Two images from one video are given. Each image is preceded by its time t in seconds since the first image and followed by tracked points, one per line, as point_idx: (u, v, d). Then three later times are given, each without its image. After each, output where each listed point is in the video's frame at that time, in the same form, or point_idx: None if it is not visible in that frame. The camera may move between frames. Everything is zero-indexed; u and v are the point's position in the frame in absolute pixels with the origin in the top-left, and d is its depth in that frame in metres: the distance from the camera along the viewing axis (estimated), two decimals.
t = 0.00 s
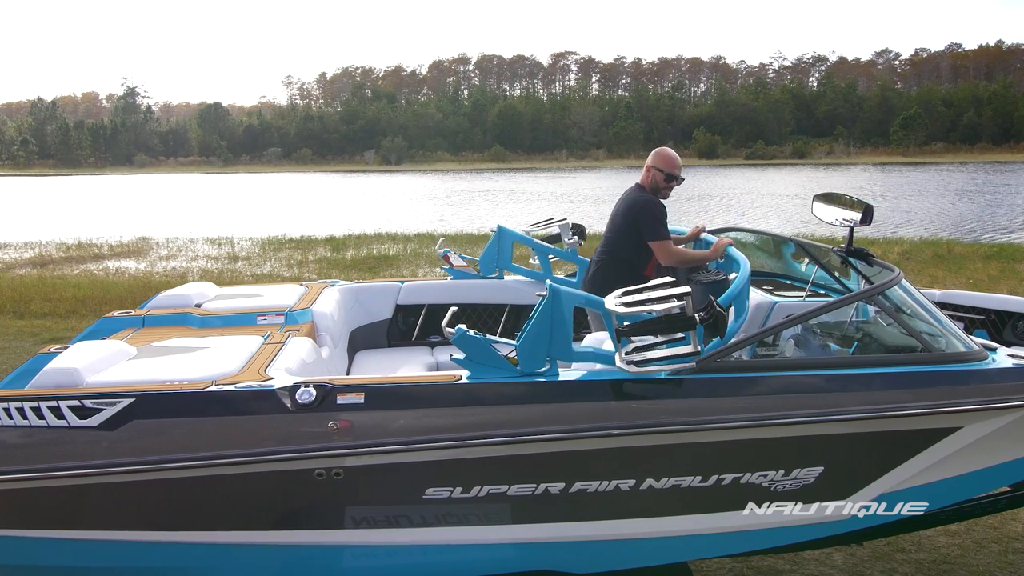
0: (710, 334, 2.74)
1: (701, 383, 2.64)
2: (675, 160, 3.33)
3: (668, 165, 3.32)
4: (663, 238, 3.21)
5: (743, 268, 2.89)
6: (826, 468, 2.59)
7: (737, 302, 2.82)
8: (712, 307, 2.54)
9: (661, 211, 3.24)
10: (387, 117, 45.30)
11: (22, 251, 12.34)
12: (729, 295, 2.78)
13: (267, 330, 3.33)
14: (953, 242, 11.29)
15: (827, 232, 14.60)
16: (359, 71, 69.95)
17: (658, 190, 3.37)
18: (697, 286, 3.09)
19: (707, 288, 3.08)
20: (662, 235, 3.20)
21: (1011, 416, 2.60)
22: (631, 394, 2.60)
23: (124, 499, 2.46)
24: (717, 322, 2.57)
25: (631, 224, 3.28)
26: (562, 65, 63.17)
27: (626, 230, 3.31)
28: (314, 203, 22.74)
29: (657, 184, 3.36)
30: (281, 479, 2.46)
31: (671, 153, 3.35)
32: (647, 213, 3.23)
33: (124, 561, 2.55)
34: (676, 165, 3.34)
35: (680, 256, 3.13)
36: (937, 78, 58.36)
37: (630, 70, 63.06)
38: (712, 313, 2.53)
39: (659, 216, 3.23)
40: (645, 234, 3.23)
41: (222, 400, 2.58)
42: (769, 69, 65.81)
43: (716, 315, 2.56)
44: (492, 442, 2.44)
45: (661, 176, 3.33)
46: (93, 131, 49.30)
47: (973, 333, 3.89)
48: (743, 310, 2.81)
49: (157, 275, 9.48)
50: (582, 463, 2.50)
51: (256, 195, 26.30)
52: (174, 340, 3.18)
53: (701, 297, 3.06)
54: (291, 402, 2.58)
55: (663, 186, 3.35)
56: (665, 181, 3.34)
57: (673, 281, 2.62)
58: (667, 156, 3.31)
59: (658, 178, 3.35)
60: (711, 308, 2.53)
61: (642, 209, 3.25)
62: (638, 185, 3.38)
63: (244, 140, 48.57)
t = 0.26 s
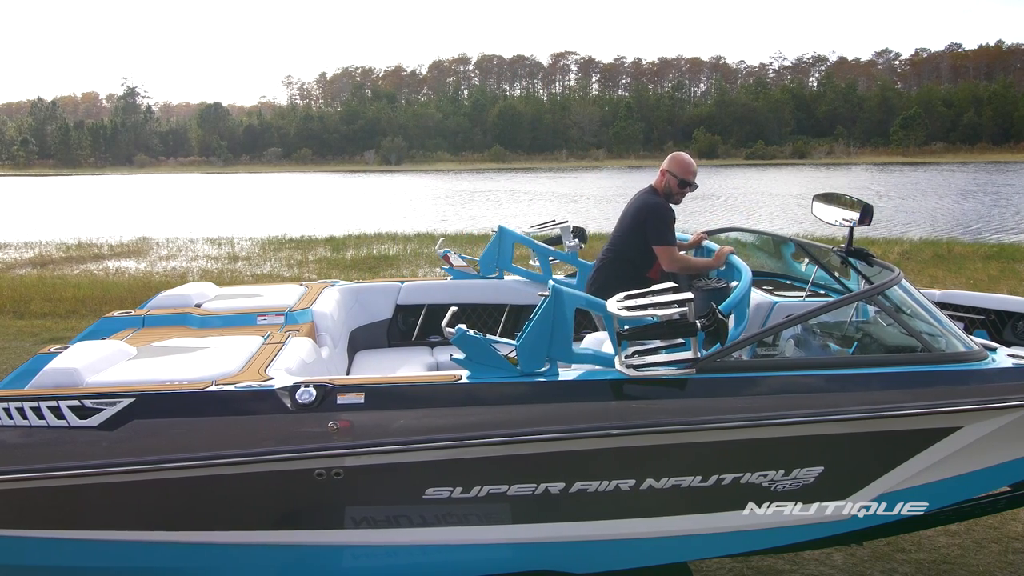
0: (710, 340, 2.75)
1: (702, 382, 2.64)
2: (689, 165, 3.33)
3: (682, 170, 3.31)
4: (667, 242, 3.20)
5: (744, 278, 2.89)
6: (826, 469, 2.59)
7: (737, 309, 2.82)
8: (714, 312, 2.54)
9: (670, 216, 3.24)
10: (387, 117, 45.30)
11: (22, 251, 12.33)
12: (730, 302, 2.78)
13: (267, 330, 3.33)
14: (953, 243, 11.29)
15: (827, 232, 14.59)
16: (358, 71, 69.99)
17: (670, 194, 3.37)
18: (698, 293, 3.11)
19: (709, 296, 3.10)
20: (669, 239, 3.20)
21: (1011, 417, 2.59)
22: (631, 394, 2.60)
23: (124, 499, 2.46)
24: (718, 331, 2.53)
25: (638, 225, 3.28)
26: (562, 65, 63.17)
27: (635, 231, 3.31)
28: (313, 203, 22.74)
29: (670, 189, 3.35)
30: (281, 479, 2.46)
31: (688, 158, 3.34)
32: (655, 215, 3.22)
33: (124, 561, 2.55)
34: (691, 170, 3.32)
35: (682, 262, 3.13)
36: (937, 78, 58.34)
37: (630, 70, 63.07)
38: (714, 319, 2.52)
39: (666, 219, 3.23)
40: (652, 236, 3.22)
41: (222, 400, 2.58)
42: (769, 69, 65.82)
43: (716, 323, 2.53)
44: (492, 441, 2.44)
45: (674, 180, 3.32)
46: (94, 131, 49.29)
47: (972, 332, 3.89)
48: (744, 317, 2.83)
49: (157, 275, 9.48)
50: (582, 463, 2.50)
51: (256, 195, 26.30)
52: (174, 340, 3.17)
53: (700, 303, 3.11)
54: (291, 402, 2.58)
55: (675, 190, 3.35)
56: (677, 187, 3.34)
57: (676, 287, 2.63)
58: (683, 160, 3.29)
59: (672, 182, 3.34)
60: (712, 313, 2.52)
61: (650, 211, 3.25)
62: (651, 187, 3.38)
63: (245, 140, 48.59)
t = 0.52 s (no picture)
0: (711, 339, 2.74)
1: (702, 382, 2.64)
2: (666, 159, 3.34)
3: (658, 164, 3.32)
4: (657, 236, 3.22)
5: (743, 274, 2.89)
6: (826, 468, 2.59)
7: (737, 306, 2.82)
8: (714, 310, 2.54)
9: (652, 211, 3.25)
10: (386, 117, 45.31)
11: (22, 251, 12.33)
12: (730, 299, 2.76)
13: (268, 330, 3.33)
14: (953, 243, 11.29)
15: (827, 232, 14.62)
16: (358, 71, 70.06)
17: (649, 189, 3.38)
18: (697, 291, 3.04)
19: (709, 294, 3.03)
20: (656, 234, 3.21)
21: (1011, 416, 2.60)
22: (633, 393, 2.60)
23: (123, 499, 2.46)
24: (718, 328, 2.54)
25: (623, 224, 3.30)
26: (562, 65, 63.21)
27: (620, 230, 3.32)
28: (313, 203, 22.73)
29: (648, 183, 3.36)
30: (281, 479, 2.46)
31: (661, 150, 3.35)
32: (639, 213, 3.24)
33: (125, 561, 2.55)
34: (667, 162, 3.33)
35: (677, 255, 3.15)
36: (937, 78, 58.33)
37: (630, 70, 63.24)
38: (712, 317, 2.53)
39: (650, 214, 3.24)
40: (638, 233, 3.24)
41: (222, 400, 2.58)
42: (769, 69, 65.83)
43: (716, 319, 2.53)
44: (492, 442, 2.44)
45: (650, 175, 3.34)
46: (93, 131, 49.27)
47: (973, 332, 3.89)
48: (744, 315, 2.83)
49: (157, 275, 9.48)
50: (583, 462, 2.50)
51: (256, 195, 26.30)
52: (174, 340, 3.17)
53: (702, 300, 3.02)
54: (292, 402, 2.58)
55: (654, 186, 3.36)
56: (653, 181, 3.35)
57: (675, 286, 2.63)
58: (657, 152, 3.31)
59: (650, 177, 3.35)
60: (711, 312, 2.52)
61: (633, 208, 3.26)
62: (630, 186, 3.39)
63: (244, 140, 48.61)
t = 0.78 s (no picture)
0: (711, 338, 2.74)
1: (702, 383, 2.64)
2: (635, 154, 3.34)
3: (624, 161, 3.31)
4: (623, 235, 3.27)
5: (743, 273, 2.89)
6: (825, 468, 2.59)
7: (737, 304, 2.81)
8: (713, 310, 2.54)
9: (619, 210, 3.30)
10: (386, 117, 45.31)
11: (22, 251, 12.33)
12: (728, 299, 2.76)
13: (267, 330, 3.33)
14: (953, 243, 11.29)
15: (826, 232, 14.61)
16: (358, 71, 70.09)
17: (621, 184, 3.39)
18: (696, 291, 2.89)
19: (708, 293, 2.88)
20: (623, 232, 3.27)
21: (1011, 416, 2.59)
22: (632, 393, 2.60)
23: (123, 498, 2.46)
24: (718, 328, 2.54)
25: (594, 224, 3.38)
26: (562, 65, 63.21)
27: (593, 230, 3.40)
28: (313, 203, 22.73)
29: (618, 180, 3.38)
30: (281, 479, 2.46)
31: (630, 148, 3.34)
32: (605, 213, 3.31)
33: (125, 561, 2.55)
34: (634, 157, 3.32)
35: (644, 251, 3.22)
36: (937, 78, 58.31)
37: (630, 70, 63.32)
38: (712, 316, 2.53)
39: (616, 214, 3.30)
40: (606, 233, 3.32)
41: (222, 400, 2.58)
42: (769, 69, 65.85)
43: (715, 320, 2.53)
44: (491, 442, 2.44)
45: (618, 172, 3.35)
46: (93, 131, 49.25)
47: (973, 332, 3.89)
48: (743, 314, 2.83)
49: (157, 275, 9.48)
50: (582, 462, 2.50)
51: (256, 195, 26.32)
52: (174, 340, 3.18)
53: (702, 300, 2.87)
54: (291, 402, 2.58)
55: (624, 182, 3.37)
56: (622, 175, 3.35)
57: (675, 285, 2.62)
58: (622, 149, 3.30)
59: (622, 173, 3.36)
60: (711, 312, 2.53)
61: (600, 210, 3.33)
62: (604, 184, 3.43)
63: (244, 140, 48.62)
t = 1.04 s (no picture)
0: (710, 339, 2.74)
1: (701, 383, 2.64)
2: (619, 155, 3.43)
3: (601, 160, 3.44)
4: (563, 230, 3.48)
5: (743, 273, 2.88)
6: (826, 468, 2.59)
7: (737, 304, 2.81)
8: (714, 309, 2.53)
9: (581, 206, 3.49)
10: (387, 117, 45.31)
11: (22, 251, 12.33)
12: (728, 299, 2.76)
13: (267, 330, 3.33)
14: (953, 243, 11.29)
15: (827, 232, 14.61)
16: (358, 71, 70.14)
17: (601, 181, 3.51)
18: (695, 291, 2.87)
19: (708, 293, 2.87)
20: (566, 227, 3.47)
21: (1010, 417, 2.59)
22: (632, 393, 2.60)
23: (123, 498, 2.46)
24: (718, 328, 2.53)
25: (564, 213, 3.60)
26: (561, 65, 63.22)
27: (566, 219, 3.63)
28: (313, 203, 22.73)
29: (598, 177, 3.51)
30: (280, 479, 2.46)
31: (614, 148, 3.43)
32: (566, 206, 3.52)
33: (126, 561, 2.55)
34: (614, 157, 3.41)
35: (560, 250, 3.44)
36: (937, 78, 58.32)
37: (630, 70, 63.36)
38: (714, 316, 2.52)
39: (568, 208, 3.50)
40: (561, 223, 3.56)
41: (221, 400, 2.58)
42: (769, 69, 65.86)
43: (715, 319, 2.53)
44: (490, 442, 2.44)
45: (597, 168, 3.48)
46: (93, 131, 49.23)
47: (973, 332, 3.89)
48: (743, 314, 2.83)
49: (157, 275, 9.48)
50: (582, 462, 2.50)
51: (256, 195, 26.32)
52: (174, 340, 3.17)
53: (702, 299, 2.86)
54: (291, 402, 2.58)
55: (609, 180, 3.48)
56: (604, 173, 3.45)
57: (675, 285, 2.62)
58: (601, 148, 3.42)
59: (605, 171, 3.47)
60: (712, 312, 2.53)
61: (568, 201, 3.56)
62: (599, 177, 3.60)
63: (244, 140, 48.63)
